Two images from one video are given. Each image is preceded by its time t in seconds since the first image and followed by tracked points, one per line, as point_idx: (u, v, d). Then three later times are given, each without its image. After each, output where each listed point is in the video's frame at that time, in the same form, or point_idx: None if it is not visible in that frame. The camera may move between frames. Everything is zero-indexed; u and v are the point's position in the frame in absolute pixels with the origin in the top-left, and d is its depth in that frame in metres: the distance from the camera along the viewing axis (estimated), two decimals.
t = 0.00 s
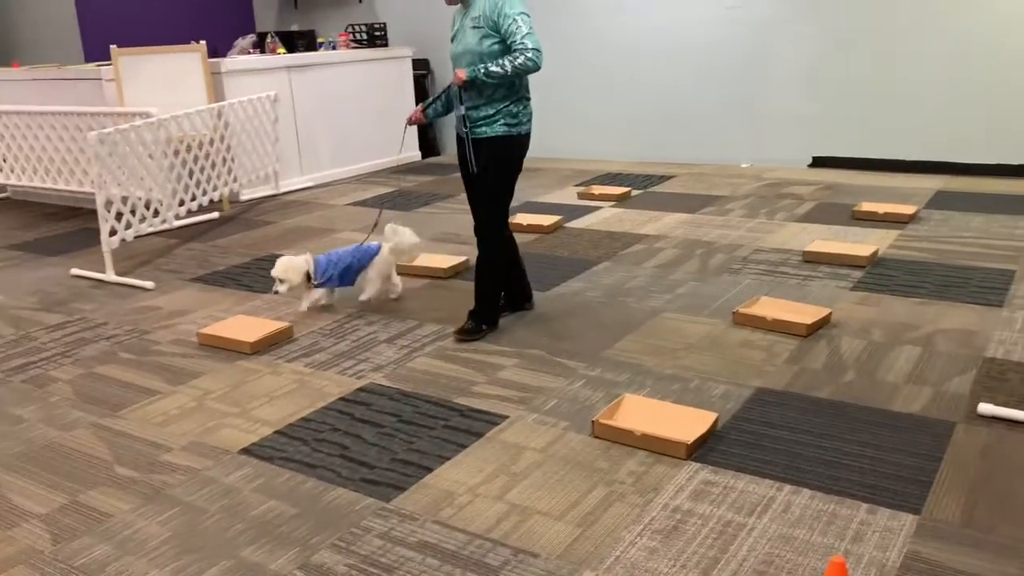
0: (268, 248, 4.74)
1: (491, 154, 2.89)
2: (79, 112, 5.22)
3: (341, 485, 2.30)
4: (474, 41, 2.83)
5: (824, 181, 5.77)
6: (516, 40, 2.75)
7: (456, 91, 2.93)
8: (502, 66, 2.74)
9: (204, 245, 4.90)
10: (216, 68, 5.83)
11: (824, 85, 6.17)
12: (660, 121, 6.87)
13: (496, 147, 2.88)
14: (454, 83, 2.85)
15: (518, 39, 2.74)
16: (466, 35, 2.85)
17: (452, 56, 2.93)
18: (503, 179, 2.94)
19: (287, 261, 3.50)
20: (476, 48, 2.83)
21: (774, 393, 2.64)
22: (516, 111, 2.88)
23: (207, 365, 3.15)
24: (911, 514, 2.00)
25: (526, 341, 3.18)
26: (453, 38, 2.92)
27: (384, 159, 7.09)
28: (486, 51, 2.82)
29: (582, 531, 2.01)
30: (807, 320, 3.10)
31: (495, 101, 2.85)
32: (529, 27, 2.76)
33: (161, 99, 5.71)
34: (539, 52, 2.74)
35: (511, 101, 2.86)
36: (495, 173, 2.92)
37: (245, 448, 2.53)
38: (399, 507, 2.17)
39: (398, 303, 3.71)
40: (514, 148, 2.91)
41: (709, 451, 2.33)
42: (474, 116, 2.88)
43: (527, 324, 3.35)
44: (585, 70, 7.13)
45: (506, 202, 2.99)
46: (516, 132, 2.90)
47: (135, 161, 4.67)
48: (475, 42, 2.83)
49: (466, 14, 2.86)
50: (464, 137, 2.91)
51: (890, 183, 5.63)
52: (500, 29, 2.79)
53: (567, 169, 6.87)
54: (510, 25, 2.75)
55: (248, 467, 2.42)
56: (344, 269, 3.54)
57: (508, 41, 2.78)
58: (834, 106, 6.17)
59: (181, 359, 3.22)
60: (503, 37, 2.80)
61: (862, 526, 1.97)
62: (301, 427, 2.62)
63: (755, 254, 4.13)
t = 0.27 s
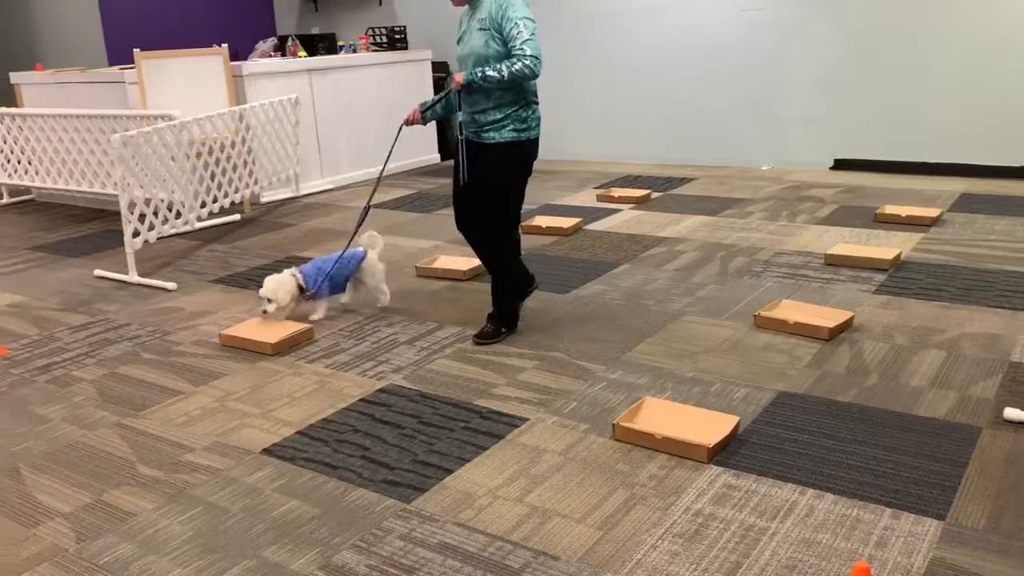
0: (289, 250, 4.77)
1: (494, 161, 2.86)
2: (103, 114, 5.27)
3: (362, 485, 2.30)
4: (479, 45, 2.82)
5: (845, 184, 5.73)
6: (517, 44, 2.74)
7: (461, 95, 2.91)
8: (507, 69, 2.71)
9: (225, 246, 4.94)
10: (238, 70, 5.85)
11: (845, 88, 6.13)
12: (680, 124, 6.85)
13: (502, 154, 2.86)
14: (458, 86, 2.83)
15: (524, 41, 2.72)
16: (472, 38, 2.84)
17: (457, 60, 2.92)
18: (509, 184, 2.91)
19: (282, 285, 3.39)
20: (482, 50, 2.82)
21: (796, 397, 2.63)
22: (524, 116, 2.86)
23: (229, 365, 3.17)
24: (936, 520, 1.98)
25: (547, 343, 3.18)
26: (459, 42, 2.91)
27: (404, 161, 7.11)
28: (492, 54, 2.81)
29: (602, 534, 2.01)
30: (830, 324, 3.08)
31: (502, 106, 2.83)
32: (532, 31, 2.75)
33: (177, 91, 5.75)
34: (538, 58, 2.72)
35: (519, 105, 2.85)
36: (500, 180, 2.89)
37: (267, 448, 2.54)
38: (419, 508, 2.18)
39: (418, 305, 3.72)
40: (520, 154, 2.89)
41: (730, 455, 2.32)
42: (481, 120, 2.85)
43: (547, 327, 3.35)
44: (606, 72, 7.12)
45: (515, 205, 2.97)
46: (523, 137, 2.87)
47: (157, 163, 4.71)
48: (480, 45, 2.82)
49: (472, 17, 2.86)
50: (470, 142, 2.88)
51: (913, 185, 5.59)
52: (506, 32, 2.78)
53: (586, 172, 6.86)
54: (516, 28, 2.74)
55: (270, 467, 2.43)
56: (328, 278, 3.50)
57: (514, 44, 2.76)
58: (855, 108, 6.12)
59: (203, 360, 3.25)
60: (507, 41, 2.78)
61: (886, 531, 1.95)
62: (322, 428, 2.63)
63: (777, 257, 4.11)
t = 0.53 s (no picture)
0: (305, 250, 4.79)
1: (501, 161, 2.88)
2: (122, 115, 5.31)
3: (378, 484, 2.31)
4: (484, 46, 2.82)
5: (863, 184, 5.70)
6: (521, 45, 2.74)
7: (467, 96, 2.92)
8: (512, 69, 2.71)
9: (242, 246, 4.97)
10: (256, 71, 5.89)
11: (863, 88, 6.10)
12: (696, 124, 6.84)
13: (511, 156, 2.87)
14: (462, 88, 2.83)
15: (528, 41, 2.73)
16: (475, 39, 2.84)
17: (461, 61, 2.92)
18: (517, 185, 2.90)
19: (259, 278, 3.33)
20: (486, 51, 2.82)
21: (813, 399, 2.61)
22: (532, 116, 2.86)
23: (246, 364, 3.19)
24: (955, 523, 1.97)
25: (563, 344, 3.18)
26: (461, 43, 2.91)
27: (420, 162, 7.13)
28: (496, 55, 2.81)
29: (618, 535, 2.00)
30: (848, 325, 3.06)
31: (510, 107, 2.83)
32: (536, 32, 2.75)
33: (194, 96, 5.78)
34: (543, 59, 2.72)
35: (526, 106, 2.85)
36: (508, 180, 2.90)
37: (283, 447, 2.55)
38: (435, 507, 2.18)
39: (434, 305, 3.72)
40: (530, 158, 2.89)
41: (747, 456, 2.31)
42: (489, 121, 2.86)
43: (563, 327, 3.35)
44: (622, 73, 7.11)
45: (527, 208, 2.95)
46: (532, 138, 2.87)
47: (175, 163, 4.74)
48: (485, 46, 2.82)
49: (474, 18, 2.86)
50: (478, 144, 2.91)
51: (933, 186, 5.54)
52: (510, 32, 2.78)
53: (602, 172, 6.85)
54: (519, 28, 2.75)
55: (287, 466, 2.44)
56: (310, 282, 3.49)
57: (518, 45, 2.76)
58: (874, 108, 6.09)
59: (220, 359, 3.26)
60: (511, 42, 2.79)
61: (905, 534, 1.93)
62: (338, 427, 2.64)
63: (794, 258, 4.08)
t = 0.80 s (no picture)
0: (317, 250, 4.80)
1: (500, 164, 2.89)
2: (135, 116, 5.34)
3: (389, 484, 2.31)
4: (477, 47, 2.81)
5: (877, 185, 5.66)
6: (515, 46, 2.74)
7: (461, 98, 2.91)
8: (507, 71, 2.71)
9: (255, 246, 4.99)
10: (268, 72, 5.90)
11: (876, 88, 6.07)
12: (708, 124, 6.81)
13: (510, 157, 2.88)
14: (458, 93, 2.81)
15: (522, 42, 2.73)
16: (467, 40, 2.83)
17: (453, 63, 2.91)
18: (518, 185, 2.92)
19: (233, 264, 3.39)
20: (479, 52, 2.81)
21: (826, 400, 2.60)
22: (528, 115, 2.87)
23: (258, 364, 3.20)
24: (969, 525, 1.95)
25: (574, 344, 3.17)
26: (453, 44, 2.90)
27: (432, 162, 7.14)
28: (490, 55, 2.80)
29: (630, 535, 2.00)
30: (861, 326, 3.04)
31: (506, 107, 2.83)
32: (529, 32, 2.75)
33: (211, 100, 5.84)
34: (537, 60, 2.73)
35: (522, 106, 2.85)
36: (508, 181, 2.91)
37: (295, 446, 2.56)
38: (446, 507, 2.18)
39: (444, 305, 3.73)
40: (528, 157, 2.90)
41: (759, 458, 2.30)
42: (485, 123, 2.86)
43: (574, 328, 3.34)
44: (633, 73, 7.10)
45: (529, 207, 2.97)
46: (529, 137, 2.88)
47: (188, 164, 4.76)
48: (478, 47, 2.81)
49: (466, 18, 2.84)
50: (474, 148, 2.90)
51: (947, 187, 5.51)
52: (503, 33, 2.77)
53: (613, 173, 6.84)
54: (512, 29, 2.74)
55: (298, 465, 2.45)
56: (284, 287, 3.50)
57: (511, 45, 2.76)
58: (888, 108, 6.05)
59: (233, 359, 3.28)
60: (504, 43, 2.78)
61: (918, 536, 1.92)
62: (350, 427, 2.65)
63: (807, 259, 4.07)
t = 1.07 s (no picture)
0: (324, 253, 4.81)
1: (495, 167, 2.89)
2: (143, 119, 5.37)
3: (395, 487, 2.32)
4: (468, 51, 2.80)
5: (885, 188, 5.65)
6: (503, 52, 2.73)
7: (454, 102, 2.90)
8: (499, 74, 2.70)
9: (262, 249, 5.00)
10: (276, 75, 5.93)
11: (884, 91, 6.05)
12: (715, 128, 6.81)
13: (505, 159, 2.87)
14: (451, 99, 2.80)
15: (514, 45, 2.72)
16: (458, 45, 2.82)
17: (444, 69, 2.90)
18: (513, 188, 2.91)
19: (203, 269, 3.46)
20: (471, 57, 2.80)
21: (833, 403, 2.60)
22: (521, 118, 2.86)
23: (265, 366, 3.21)
24: (976, 529, 1.95)
25: (579, 347, 3.18)
26: (443, 50, 2.89)
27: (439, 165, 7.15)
28: (482, 60, 2.80)
29: (636, 538, 2.00)
30: (868, 329, 3.03)
31: (499, 110, 2.82)
32: (517, 37, 2.75)
33: (218, 104, 5.89)
34: (524, 65, 2.72)
35: (516, 108, 2.84)
36: (503, 184, 2.91)
37: (302, 449, 2.57)
38: (452, 510, 2.18)
39: (451, 308, 3.73)
40: (524, 159, 2.90)
41: (766, 461, 2.30)
42: (479, 126, 2.85)
43: (580, 331, 3.34)
44: (640, 76, 7.11)
45: (525, 210, 2.96)
46: (523, 139, 2.88)
47: (195, 167, 4.78)
48: (470, 52, 2.80)
49: (456, 24, 2.84)
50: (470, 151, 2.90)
51: (956, 189, 5.49)
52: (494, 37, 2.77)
53: (620, 176, 6.85)
54: (503, 32, 2.74)
55: (305, 468, 2.46)
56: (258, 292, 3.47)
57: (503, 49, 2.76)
58: (896, 110, 6.03)
59: (240, 361, 3.29)
60: (494, 48, 2.78)
61: (924, 539, 1.92)
62: (356, 429, 2.66)
63: (814, 261, 4.06)
